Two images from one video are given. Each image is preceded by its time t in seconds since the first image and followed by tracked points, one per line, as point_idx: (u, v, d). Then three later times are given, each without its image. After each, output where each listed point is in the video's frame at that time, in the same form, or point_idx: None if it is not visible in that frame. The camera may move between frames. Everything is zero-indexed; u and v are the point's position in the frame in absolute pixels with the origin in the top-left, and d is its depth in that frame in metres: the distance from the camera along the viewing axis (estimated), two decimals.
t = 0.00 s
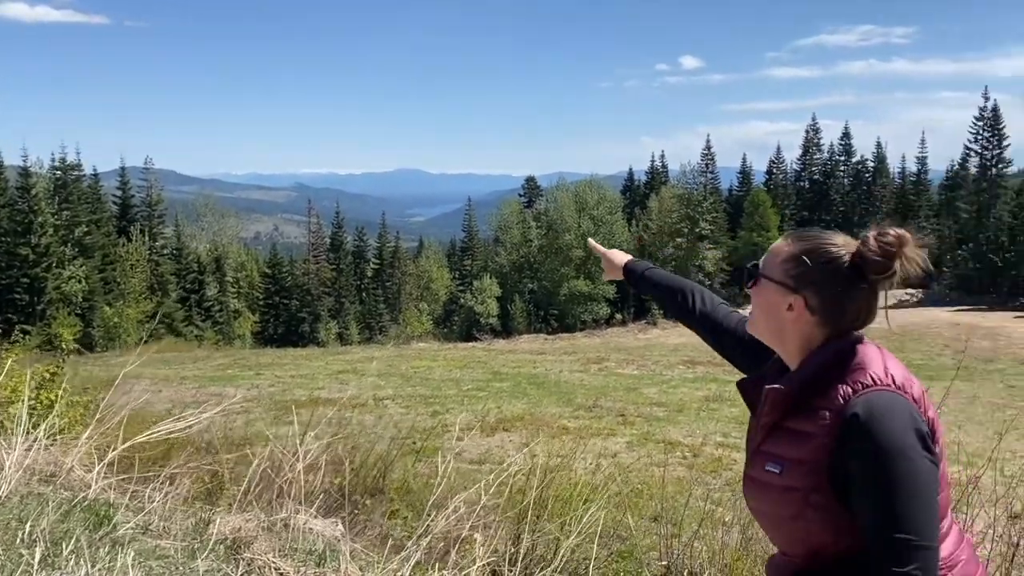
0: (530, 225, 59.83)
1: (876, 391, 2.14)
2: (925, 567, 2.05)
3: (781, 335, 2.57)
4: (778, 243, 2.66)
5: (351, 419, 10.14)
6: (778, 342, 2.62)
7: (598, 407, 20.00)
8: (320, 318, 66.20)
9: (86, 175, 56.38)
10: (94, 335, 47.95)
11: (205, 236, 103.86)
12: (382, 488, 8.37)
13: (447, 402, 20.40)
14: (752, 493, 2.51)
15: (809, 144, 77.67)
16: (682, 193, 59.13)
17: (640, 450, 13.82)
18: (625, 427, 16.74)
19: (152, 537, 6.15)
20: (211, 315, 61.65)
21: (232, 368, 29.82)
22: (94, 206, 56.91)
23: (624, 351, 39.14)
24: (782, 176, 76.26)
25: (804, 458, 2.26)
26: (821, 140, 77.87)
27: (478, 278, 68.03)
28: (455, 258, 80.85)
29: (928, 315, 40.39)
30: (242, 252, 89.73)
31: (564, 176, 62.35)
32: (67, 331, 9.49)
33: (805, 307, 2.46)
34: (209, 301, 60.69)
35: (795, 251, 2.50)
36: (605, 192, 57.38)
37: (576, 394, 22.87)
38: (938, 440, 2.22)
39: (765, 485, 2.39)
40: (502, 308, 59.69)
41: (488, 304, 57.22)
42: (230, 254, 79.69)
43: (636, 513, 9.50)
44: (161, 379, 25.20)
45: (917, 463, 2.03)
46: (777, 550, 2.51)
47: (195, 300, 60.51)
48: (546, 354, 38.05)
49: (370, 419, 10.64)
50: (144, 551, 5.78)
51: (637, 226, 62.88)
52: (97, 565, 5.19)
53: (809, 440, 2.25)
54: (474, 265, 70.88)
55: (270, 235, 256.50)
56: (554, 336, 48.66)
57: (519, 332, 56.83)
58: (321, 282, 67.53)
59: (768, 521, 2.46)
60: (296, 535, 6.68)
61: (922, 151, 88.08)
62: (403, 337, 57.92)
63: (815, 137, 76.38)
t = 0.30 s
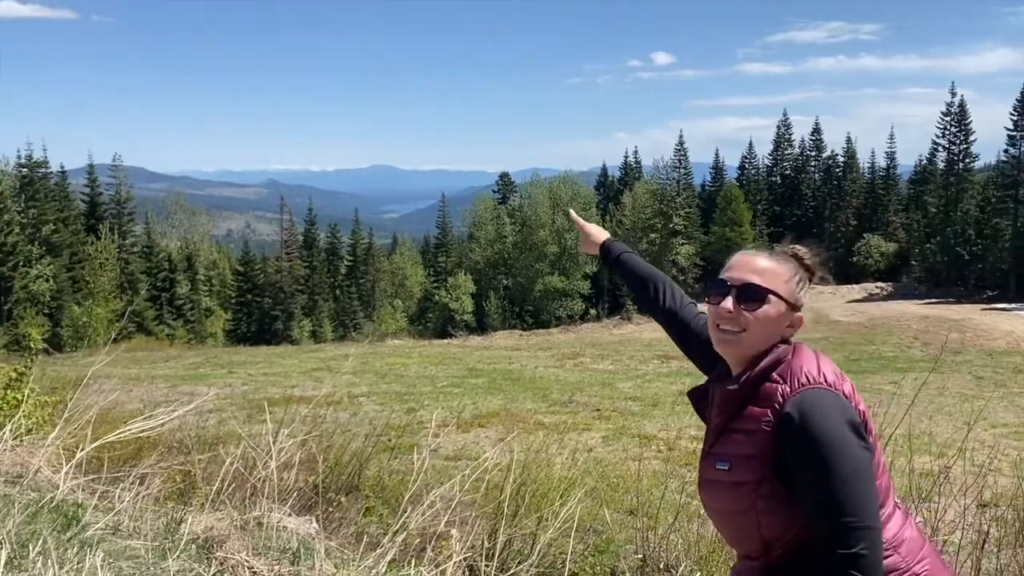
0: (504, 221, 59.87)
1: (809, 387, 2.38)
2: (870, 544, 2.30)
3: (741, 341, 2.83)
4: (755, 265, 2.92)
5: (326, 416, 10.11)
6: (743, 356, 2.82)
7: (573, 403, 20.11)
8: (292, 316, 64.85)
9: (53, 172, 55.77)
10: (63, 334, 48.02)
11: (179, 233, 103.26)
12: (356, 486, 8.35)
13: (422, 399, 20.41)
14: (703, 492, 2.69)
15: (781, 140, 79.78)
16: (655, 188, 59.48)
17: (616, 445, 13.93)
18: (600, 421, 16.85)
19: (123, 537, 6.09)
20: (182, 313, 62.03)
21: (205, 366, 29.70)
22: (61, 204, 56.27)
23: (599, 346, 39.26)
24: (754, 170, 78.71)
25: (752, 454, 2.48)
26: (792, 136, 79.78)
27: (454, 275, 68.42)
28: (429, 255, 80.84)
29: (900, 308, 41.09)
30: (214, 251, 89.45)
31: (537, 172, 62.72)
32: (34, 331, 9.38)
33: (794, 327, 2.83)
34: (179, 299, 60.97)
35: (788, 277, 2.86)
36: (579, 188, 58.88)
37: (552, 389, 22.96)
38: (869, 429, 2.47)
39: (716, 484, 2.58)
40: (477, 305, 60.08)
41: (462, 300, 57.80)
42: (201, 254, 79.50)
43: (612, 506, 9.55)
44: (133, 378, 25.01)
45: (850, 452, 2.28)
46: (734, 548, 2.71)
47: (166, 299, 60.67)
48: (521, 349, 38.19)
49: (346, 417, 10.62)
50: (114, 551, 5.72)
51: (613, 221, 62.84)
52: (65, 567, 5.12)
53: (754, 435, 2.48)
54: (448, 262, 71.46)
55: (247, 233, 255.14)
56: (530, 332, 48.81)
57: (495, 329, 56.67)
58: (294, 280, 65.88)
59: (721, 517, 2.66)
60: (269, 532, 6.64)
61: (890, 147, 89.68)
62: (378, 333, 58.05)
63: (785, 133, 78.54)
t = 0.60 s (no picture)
0: (488, 218, 59.72)
1: (763, 370, 2.53)
2: (830, 511, 2.40)
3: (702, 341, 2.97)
4: (707, 262, 3.04)
5: (313, 415, 10.11)
6: (707, 350, 2.94)
7: (560, 398, 20.18)
8: (277, 315, 64.93)
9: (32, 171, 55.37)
10: (44, 334, 47.73)
11: (162, 232, 102.71)
12: (345, 483, 8.34)
13: (408, 396, 20.43)
14: (676, 481, 2.83)
15: (765, 136, 80.66)
16: (639, 184, 59.90)
17: (602, 440, 14.02)
18: (587, 417, 16.94)
19: (109, 537, 6.07)
20: (166, 313, 61.83)
21: (190, 365, 29.61)
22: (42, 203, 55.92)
23: (584, 341, 39.39)
24: (738, 166, 79.96)
25: (716, 437, 2.62)
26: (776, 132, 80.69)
27: (439, 272, 68.54)
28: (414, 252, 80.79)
29: (884, 301, 41.45)
30: (197, 250, 89.17)
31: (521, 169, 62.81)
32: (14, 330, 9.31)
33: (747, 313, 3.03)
34: (163, 299, 60.77)
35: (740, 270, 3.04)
36: (563, 184, 58.91)
37: (538, 385, 23.05)
38: (821, 404, 2.61)
39: (686, 470, 2.71)
40: (462, 302, 60.11)
41: (448, 297, 57.73)
42: (184, 253, 79.11)
43: (599, 500, 9.60)
44: (116, 377, 24.89)
45: (804, 423, 2.41)
46: (711, 532, 2.85)
47: (150, 298, 60.50)
48: (506, 346, 38.19)
49: (332, 415, 10.63)
50: (101, 551, 5.71)
51: (597, 216, 62.73)
52: (50, 569, 5.08)
53: (716, 420, 2.62)
54: (434, 259, 71.57)
55: (233, 232, 254.01)
56: (515, 328, 48.76)
57: (480, 326, 56.55)
58: (279, 278, 65.66)
59: (694, 504, 2.80)
60: (257, 530, 6.63)
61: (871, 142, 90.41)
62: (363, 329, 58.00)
63: (769, 129, 79.52)
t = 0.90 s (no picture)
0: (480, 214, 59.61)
1: (727, 358, 2.62)
2: (797, 490, 2.47)
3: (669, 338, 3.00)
4: (673, 259, 3.05)
5: (307, 413, 10.12)
6: (675, 345, 2.98)
7: (553, 394, 20.26)
8: (270, 314, 64.82)
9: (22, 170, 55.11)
10: (35, 334, 47.56)
11: (153, 231, 102.35)
12: (339, 480, 8.35)
13: (401, 393, 20.48)
14: (650, 475, 2.89)
15: (756, 131, 80.92)
16: (631, 180, 59.95)
17: (595, 435, 14.10)
18: (580, 412, 17.02)
19: (103, 536, 6.07)
20: (158, 312, 61.65)
21: (181, 364, 29.58)
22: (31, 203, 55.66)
23: (577, 337, 39.50)
24: (729, 161, 80.16)
25: (684, 427, 2.69)
26: (768, 127, 80.91)
27: (431, 269, 68.56)
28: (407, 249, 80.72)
29: (876, 295, 41.62)
30: (189, 248, 88.90)
31: (513, 165, 62.78)
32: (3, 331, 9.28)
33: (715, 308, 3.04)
34: (155, 298, 60.63)
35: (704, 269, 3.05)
36: (556, 180, 58.94)
37: (531, 382, 23.13)
38: (786, 388, 2.70)
39: (658, 462, 2.77)
40: (455, 299, 60.12)
41: (440, 295, 57.71)
42: (176, 251, 78.86)
43: (593, 496, 9.65)
44: (107, 377, 24.85)
45: (768, 405, 2.49)
46: (687, 523, 2.90)
47: (141, 297, 60.38)
48: (499, 343, 38.23)
49: (326, 413, 10.66)
50: (95, 550, 5.71)
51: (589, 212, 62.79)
52: (45, 568, 5.09)
53: (683, 411, 2.70)
54: (426, 257, 71.52)
55: (225, 230, 253.31)
56: (508, 325, 48.76)
57: (472, 323, 56.57)
58: (271, 276, 65.54)
59: (669, 497, 2.85)
60: (251, 528, 6.63)
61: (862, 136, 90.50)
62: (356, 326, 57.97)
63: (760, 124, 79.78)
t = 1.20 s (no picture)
0: (480, 213, 59.56)
1: (718, 353, 2.63)
2: (783, 488, 2.48)
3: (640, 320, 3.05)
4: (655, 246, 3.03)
5: (308, 412, 10.11)
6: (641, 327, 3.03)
7: (554, 392, 20.26)
8: (270, 312, 64.82)
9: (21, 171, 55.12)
10: (35, 334, 47.62)
11: (153, 231, 102.39)
12: (340, 479, 8.35)
13: (402, 392, 20.49)
14: (638, 467, 2.90)
15: (755, 127, 80.94)
16: (631, 177, 59.89)
17: (596, 433, 14.10)
18: (581, 410, 17.03)
19: (105, 536, 6.08)
20: (158, 312, 61.69)
21: (182, 364, 29.57)
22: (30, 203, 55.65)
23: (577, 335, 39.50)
24: (729, 158, 80.20)
25: (673, 421, 2.70)
26: (767, 123, 80.89)
27: (431, 267, 68.59)
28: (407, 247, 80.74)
29: (876, 291, 41.61)
30: (189, 248, 88.88)
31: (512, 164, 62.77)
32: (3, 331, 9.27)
33: (696, 308, 2.91)
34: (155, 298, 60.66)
35: (684, 266, 2.92)
36: (554, 178, 59.01)
37: (531, 380, 23.15)
38: (776, 383, 2.71)
39: (644, 455, 2.79)
40: (455, 297, 60.15)
41: (440, 293, 57.73)
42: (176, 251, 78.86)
43: (594, 493, 9.64)
44: (108, 378, 24.85)
45: (756, 402, 2.49)
46: (674, 516, 2.91)
47: (142, 297, 60.43)
48: (500, 341, 38.24)
49: (326, 412, 10.65)
50: (97, 551, 5.71)
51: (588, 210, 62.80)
52: (47, 568, 5.09)
53: (672, 406, 2.70)
54: (426, 255, 71.55)
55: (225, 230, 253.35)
56: (508, 323, 48.77)
57: (472, 321, 56.59)
58: (271, 276, 65.59)
59: (654, 488, 2.86)
60: (252, 527, 6.63)
61: (861, 132, 90.52)
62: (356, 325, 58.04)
63: (760, 120, 79.77)
